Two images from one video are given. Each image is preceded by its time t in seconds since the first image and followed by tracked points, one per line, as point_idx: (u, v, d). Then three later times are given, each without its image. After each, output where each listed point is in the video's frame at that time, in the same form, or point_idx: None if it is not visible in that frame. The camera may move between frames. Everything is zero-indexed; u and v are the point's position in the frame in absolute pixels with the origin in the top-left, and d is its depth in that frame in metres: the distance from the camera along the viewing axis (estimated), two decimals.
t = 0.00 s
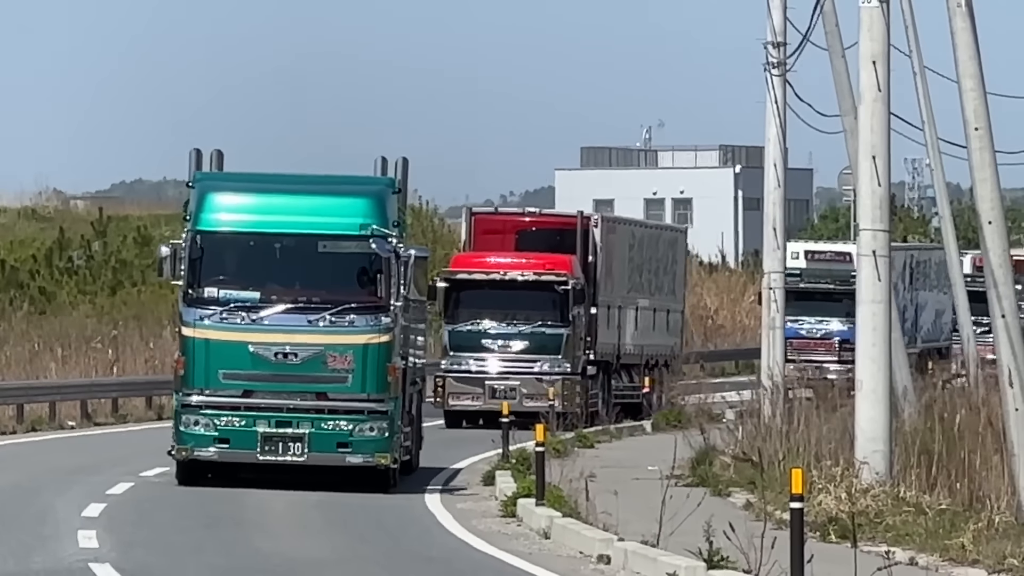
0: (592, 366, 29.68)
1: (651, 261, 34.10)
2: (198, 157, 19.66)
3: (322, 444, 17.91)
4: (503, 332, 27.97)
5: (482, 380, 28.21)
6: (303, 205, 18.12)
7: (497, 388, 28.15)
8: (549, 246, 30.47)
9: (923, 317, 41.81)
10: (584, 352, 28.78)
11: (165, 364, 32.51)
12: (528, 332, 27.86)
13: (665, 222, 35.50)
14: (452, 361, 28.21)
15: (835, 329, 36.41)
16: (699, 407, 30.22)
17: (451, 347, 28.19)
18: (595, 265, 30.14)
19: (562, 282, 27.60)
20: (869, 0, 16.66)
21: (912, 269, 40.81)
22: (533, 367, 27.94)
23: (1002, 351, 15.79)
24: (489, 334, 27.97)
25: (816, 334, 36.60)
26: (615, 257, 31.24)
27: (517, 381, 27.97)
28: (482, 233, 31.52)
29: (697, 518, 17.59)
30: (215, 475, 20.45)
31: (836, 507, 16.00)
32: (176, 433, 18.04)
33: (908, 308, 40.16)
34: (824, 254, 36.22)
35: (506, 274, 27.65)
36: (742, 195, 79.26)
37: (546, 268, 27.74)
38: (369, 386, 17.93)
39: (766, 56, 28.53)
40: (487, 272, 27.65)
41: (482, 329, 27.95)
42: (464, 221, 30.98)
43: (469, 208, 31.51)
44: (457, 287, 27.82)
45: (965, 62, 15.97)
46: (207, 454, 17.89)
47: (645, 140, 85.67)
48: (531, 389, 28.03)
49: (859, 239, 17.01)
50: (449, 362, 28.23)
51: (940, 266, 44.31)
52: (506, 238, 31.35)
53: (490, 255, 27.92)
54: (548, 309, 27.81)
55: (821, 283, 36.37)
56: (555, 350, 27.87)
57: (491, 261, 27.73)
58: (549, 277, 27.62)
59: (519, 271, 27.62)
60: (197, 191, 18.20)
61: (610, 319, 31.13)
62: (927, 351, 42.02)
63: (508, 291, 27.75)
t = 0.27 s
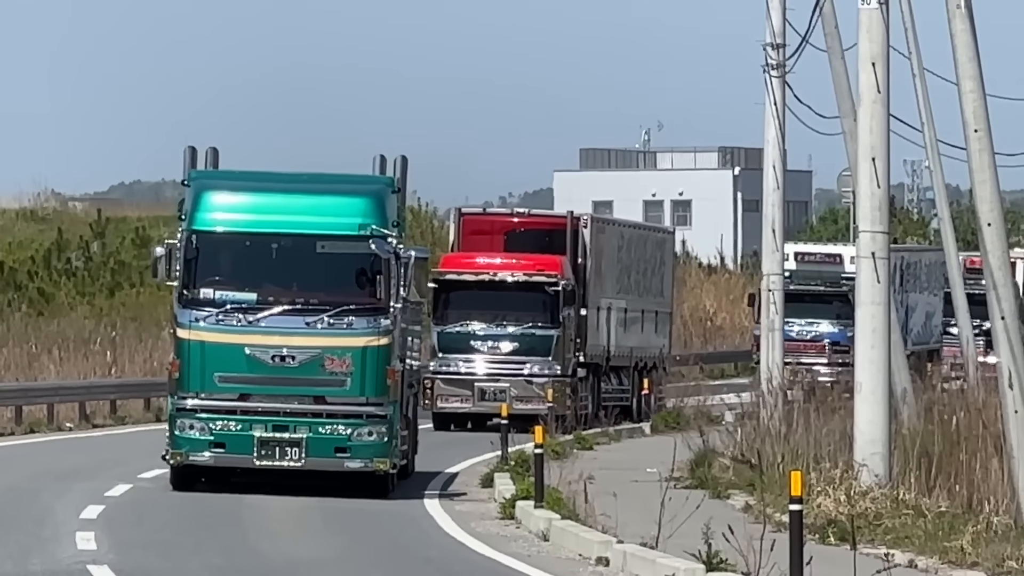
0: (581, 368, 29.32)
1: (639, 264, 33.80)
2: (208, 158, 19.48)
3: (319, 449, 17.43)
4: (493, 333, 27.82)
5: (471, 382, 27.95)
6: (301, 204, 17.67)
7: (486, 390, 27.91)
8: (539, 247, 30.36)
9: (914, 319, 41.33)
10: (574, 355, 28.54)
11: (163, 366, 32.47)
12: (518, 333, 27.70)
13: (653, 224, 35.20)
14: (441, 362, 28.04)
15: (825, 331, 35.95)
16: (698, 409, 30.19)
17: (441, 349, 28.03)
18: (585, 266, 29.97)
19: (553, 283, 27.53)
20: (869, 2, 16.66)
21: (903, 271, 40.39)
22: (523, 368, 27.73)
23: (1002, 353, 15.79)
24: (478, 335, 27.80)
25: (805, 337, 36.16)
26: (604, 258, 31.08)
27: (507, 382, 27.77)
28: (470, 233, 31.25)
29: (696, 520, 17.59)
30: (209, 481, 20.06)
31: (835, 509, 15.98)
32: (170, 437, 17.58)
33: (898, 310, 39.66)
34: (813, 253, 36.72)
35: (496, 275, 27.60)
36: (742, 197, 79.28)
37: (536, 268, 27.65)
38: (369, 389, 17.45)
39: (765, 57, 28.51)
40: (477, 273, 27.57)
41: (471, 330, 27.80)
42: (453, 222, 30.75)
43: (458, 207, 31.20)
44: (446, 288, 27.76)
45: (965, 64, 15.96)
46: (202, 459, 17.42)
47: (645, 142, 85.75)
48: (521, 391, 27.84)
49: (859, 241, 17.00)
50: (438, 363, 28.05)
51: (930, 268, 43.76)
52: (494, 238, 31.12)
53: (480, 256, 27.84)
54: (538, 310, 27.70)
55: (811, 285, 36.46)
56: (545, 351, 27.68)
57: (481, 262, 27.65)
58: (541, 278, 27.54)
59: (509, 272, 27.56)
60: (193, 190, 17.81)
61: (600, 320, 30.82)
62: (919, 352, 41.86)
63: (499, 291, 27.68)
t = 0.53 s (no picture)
0: (570, 368, 28.97)
1: (627, 264, 33.42)
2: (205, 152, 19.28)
3: (316, 452, 17.04)
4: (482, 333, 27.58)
5: (459, 383, 27.71)
6: (298, 203, 17.34)
7: (474, 391, 27.67)
8: (527, 247, 30.23)
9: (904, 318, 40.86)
10: (563, 356, 28.21)
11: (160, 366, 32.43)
12: (506, 333, 27.45)
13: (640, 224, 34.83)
14: (429, 362, 27.80)
15: (813, 332, 35.56)
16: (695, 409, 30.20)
17: (429, 348, 27.81)
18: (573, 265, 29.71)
19: (541, 283, 27.26)
20: (867, 2, 16.67)
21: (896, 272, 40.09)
22: (512, 369, 27.47)
23: (999, 353, 15.80)
24: (466, 335, 27.57)
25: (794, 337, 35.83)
26: (592, 257, 30.79)
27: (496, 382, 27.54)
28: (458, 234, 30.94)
29: (694, 521, 17.58)
30: (204, 481, 19.82)
31: (832, 509, 15.99)
32: (164, 440, 17.17)
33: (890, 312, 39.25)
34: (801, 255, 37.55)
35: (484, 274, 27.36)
36: (740, 198, 79.31)
37: (524, 267, 27.32)
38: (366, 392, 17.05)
39: (763, 58, 28.51)
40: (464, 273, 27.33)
41: (459, 330, 27.58)
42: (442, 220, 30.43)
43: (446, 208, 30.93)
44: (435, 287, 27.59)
45: (963, 65, 15.98)
46: (197, 462, 17.03)
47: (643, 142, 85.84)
48: (510, 391, 27.63)
49: (857, 242, 17.02)
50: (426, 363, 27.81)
51: (919, 268, 43.08)
52: (482, 238, 30.82)
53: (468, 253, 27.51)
54: (527, 310, 27.44)
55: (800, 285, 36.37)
56: (533, 352, 27.41)
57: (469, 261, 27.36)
58: (528, 276, 27.27)
59: (496, 272, 27.29)
60: (187, 188, 17.45)
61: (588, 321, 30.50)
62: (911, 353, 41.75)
63: (488, 290, 27.47)
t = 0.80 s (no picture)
0: (558, 370, 28.32)
1: (616, 263, 32.86)
2: (196, 150, 19.03)
3: (313, 454, 16.54)
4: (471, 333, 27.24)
5: (448, 384, 27.39)
6: (296, 198, 16.80)
7: (463, 392, 27.36)
8: (516, 246, 29.56)
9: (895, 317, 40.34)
10: (552, 358, 27.72)
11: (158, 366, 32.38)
12: (496, 333, 27.11)
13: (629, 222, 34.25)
14: (418, 362, 27.50)
15: (801, 332, 35.92)
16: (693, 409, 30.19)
17: (418, 348, 27.49)
18: (563, 264, 28.92)
19: (533, 281, 26.85)
20: (865, 2, 16.67)
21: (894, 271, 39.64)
22: (501, 369, 27.17)
23: (998, 354, 15.77)
24: (455, 335, 27.24)
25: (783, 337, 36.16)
26: (581, 255, 30.11)
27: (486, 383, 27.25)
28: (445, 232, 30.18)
29: (693, 521, 17.56)
30: (199, 484, 19.46)
31: (831, 509, 15.98)
32: (157, 442, 16.64)
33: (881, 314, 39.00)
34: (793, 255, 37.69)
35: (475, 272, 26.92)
36: (738, 198, 79.34)
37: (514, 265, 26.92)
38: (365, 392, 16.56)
39: (761, 57, 28.44)
40: (455, 271, 26.90)
41: (448, 330, 27.26)
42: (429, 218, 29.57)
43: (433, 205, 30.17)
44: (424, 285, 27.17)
45: (961, 65, 16.00)
46: (192, 464, 16.49)
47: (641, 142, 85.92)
48: (499, 392, 27.32)
49: (855, 242, 17.02)
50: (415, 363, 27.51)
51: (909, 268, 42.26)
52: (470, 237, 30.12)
53: (457, 252, 27.11)
54: (517, 309, 27.04)
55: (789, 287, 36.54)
56: (523, 351, 27.04)
57: (460, 259, 26.94)
58: (520, 276, 26.87)
59: (487, 270, 26.86)
60: (181, 184, 16.90)
61: (576, 320, 29.81)
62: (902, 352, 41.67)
63: (477, 290, 27.06)
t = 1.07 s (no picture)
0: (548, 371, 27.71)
1: (604, 263, 32.30)
2: (195, 146, 18.78)
3: (312, 458, 16.42)
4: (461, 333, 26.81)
5: (437, 385, 26.89)
6: (292, 198, 16.72)
7: (453, 393, 26.89)
8: (505, 246, 28.90)
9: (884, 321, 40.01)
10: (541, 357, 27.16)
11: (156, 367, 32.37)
12: (486, 333, 26.71)
13: (615, 221, 33.62)
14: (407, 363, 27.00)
15: (790, 333, 35.74)
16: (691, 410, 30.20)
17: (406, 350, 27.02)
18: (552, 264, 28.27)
19: (523, 281, 26.55)
20: (865, 4, 16.68)
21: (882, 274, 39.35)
22: (491, 370, 26.71)
23: (997, 355, 15.78)
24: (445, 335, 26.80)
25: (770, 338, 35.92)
26: (570, 255, 29.47)
27: (477, 384, 26.79)
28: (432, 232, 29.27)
29: (690, 522, 17.57)
30: (193, 487, 19.27)
31: (829, 511, 16.00)
32: (154, 446, 16.55)
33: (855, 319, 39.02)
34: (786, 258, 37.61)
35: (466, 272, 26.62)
36: (736, 199, 79.30)
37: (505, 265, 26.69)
38: (365, 396, 16.43)
39: (760, 59, 28.43)
40: (445, 271, 26.60)
41: (437, 330, 26.82)
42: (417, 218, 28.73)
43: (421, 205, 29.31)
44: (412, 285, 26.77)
45: (960, 67, 15.99)
46: (188, 468, 16.41)
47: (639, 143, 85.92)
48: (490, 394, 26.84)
49: (853, 244, 17.04)
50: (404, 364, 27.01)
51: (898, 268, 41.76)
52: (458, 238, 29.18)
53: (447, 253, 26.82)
54: (507, 309, 26.71)
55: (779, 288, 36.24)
56: (513, 352, 26.68)
57: (449, 258, 26.65)
58: (510, 275, 26.59)
59: (477, 269, 26.57)
60: (176, 183, 16.82)
61: (565, 322, 29.11)
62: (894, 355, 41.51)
63: (466, 290, 26.66)
